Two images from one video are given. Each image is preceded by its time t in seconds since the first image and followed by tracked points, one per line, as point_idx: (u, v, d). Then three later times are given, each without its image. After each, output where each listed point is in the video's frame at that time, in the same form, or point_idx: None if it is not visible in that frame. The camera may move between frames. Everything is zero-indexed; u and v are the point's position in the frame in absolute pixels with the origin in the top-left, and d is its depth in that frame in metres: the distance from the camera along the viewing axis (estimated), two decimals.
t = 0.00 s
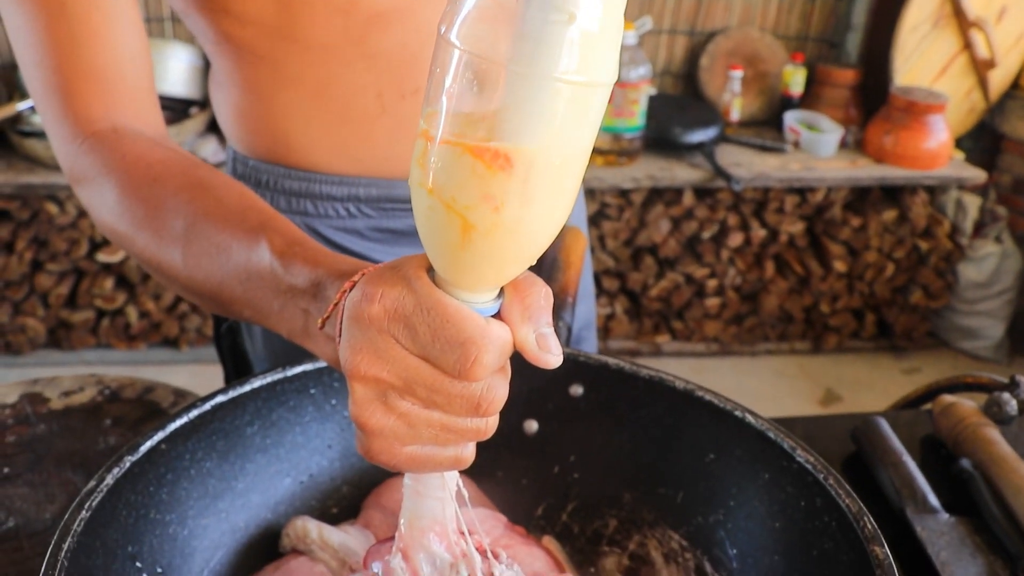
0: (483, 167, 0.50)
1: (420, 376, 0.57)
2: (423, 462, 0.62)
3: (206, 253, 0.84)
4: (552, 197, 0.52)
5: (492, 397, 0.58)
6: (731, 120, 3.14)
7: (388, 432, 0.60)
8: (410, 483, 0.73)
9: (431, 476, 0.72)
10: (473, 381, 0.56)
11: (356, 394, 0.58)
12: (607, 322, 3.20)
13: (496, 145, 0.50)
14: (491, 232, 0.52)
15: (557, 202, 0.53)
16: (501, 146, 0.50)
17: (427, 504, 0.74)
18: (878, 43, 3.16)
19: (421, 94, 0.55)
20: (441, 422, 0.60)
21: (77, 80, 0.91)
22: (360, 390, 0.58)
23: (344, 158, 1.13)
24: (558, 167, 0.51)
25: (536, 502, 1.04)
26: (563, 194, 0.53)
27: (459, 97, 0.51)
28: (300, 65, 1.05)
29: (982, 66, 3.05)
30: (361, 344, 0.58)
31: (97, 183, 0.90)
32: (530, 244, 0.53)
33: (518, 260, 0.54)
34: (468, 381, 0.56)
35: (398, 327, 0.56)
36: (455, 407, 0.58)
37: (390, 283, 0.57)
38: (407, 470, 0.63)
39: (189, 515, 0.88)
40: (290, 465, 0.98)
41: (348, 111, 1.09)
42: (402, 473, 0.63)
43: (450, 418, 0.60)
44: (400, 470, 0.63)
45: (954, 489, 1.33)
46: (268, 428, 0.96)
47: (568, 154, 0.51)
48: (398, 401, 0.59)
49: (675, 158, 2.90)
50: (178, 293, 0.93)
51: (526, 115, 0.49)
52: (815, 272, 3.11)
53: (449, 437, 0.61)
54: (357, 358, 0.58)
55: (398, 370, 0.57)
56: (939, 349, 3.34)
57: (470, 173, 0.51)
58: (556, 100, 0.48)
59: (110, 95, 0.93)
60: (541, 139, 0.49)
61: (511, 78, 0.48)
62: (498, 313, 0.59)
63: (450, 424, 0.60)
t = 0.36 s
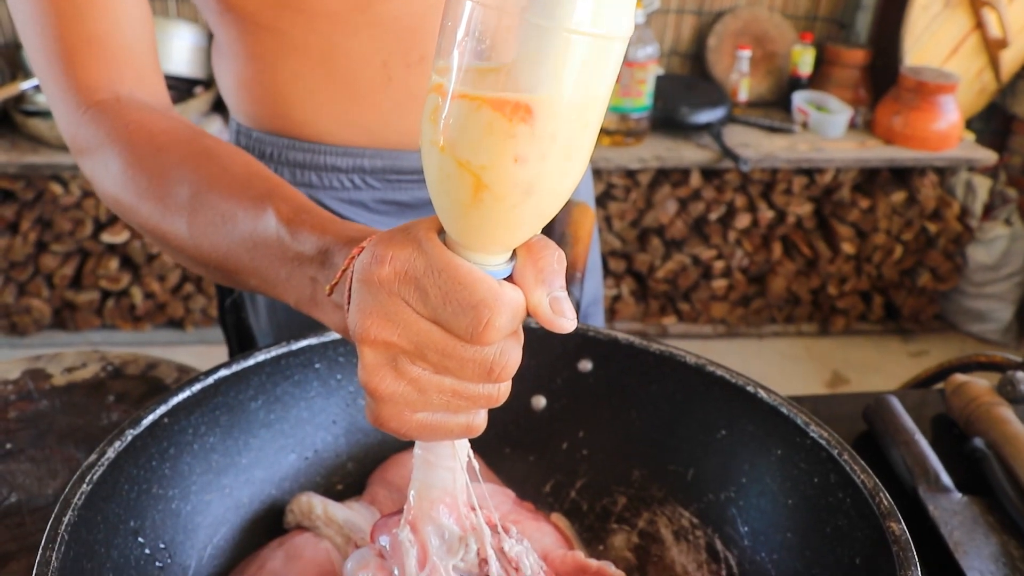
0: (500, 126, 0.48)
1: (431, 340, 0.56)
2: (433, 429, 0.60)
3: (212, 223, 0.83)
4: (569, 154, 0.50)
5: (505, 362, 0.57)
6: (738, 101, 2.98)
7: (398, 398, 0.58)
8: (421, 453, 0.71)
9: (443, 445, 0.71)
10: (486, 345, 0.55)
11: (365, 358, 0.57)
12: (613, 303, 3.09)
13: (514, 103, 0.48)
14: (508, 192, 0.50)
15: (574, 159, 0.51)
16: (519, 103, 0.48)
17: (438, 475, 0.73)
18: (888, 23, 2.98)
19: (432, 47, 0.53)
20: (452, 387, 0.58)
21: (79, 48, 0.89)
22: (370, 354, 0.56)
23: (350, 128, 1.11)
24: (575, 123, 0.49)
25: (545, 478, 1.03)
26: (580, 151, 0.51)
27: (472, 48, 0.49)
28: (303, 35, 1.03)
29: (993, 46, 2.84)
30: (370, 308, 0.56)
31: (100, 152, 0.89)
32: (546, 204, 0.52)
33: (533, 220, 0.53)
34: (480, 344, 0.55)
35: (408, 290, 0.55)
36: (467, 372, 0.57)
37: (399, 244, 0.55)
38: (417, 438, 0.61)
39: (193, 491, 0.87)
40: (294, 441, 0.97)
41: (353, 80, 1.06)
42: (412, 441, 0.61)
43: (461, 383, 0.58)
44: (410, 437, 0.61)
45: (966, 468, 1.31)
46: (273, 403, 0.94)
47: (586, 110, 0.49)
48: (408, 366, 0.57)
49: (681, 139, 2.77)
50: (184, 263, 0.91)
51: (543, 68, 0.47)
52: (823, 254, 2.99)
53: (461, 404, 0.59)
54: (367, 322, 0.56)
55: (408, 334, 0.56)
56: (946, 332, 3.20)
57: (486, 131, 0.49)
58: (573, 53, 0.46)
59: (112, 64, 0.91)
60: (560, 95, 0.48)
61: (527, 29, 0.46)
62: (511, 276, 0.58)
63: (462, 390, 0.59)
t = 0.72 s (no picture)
0: (520, 88, 0.47)
1: (442, 313, 0.55)
2: (443, 405, 0.59)
3: (218, 199, 0.82)
4: (587, 116, 0.49)
5: (517, 335, 0.56)
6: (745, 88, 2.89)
7: (408, 372, 0.58)
8: (431, 429, 0.72)
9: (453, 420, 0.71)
10: (497, 318, 0.54)
11: (375, 332, 0.56)
12: (620, 290, 3.06)
13: (533, 64, 0.47)
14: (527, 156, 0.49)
15: (591, 122, 0.50)
16: (538, 64, 0.47)
17: (447, 452, 0.73)
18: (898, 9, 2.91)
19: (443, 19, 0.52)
20: (463, 362, 0.58)
21: (84, 25, 0.88)
22: (380, 327, 0.56)
23: (356, 108, 1.10)
24: (593, 84, 0.48)
25: (552, 462, 1.02)
26: (597, 112, 0.50)
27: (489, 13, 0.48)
28: (310, 13, 1.02)
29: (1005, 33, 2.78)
30: (380, 280, 0.55)
31: (107, 130, 0.88)
32: (564, 170, 0.51)
33: (551, 186, 0.51)
34: (492, 317, 0.54)
35: (419, 261, 0.55)
36: (478, 346, 0.56)
37: (411, 216, 0.55)
38: (426, 414, 0.60)
39: (197, 472, 0.86)
40: (300, 423, 0.96)
41: (359, 59, 1.05)
42: (422, 417, 0.60)
43: (472, 358, 0.57)
44: (419, 414, 0.60)
45: (977, 454, 1.30)
46: (279, 384, 0.93)
47: (603, 68, 0.48)
48: (419, 339, 0.57)
49: (688, 126, 2.71)
50: (192, 243, 0.90)
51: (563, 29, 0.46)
52: (831, 242, 2.93)
53: (471, 378, 0.58)
54: (377, 295, 0.55)
55: (419, 306, 0.55)
56: (955, 321, 3.16)
57: (503, 94, 0.47)
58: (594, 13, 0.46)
59: (118, 41, 0.90)
60: (578, 55, 0.47)
61: None
62: (523, 249, 0.57)
63: (473, 364, 0.58)
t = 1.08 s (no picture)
0: (532, 54, 0.47)
1: (452, 290, 0.55)
2: (454, 383, 0.59)
3: (227, 180, 0.81)
4: (597, 82, 0.49)
5: (527, 312, 0.56)
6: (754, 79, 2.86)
7: (418, 350, 0.57)
8: (442, 410, 0.72)
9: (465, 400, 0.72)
10: (507, 294, 0.54)
11: (384, 310, 0.56)
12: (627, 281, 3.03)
13: (542, 30, 0.46)
14: (538, 125, 0.49)
15: (603, 87, 0.49)
16: (547, 26, 0.46)
17: (458, 432, 0.73)
18: None
19: None
20: (474, 340, 0.57)
21: (92, 9, 0.88)
22: (389, 304, 0.56)
23: (365, 92, 1.10)
24: (602, 48, 0.48)
25: (562, 447, 1.02)
26: (609, 77, 0.49)
27: None
28: None
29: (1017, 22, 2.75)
30: (389, 257, 0.55)
31: (115, 114, 0.88)
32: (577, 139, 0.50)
33: (565, 155, 0.51)
34: (502, 293, 0.54)
35: (428, 238, 0.54)
36: (488, 324, 0.56)
37: (419, 192, 0.55)
38: (437, 393, 0.60)
39: (207, 455, 0.86)
40: (309, 407, 0.96)
41: (368, 43, 1.04)
42: (432, 396, 0.60)
43: (482, 335, 0.57)
44: (430, 394, 0.60)
45: (988, 440, 1.29)
46: (288, 367, 0.93)
47: (612, 31, 0.48)
48: (429, 317, 0.56)
49: (697, 116, 2.67)
50: (201, 226, 0.90)
51: None
52: (839, 233, 2.90)
53: (481, 356, 0.58)
54: (386, 272, 0.55)
55: (429, 283, 0.55)
56: (963, 313, 3.12)
57: (514, 63, 0.47)
58: None
59: (126, 25, 0.89)
60: (588, 23, 0.46)
61: None
62: (532, 226, 0.56)
63: (483, 342, 0.57)
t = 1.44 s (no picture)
0: (563, 9, 0.46)
1: (472, 250, 0.55)
2: (472, 346, 0.59)
3: (246, 153, 0.82)
4: (627, 40, 0.48)
5: (547, 274, 0.56)
6: (764, 64, 2.83)
7: (437, 313, 0.57)
8: (459, 375, 0.73)
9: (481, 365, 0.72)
10: (527, 255, 0.54)
11: (404, 270, 0.56)
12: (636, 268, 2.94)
13: None
14: (566, 79, 0.48)
15: (630, 48, 0.49)
16: None
17: (475, 397, 0.74)
18: None
19: None
20: (493, 302, 0.57)
21: None
22: (410, 265, 0.56)
23: (378, 67, 1.10)
24: (631, 5, 0.47)
25: (572, 420, 1.02)
26: (636, 38, 0.49)
27: None
28: None
29: None
30: (410, 217, 0.55)
31: (131, 89, 0.88)
32: (602, 98, 0.50)
33: (589, 113, 0.50)
34: (523, 253, 0.54)
35: (449, 197, 0.55)
36: (508, 285, 0.56)
37: (442, 152, 0.55)
38: (454, 356, 0.60)
39: (221, 425, 0.87)
40: (322, 379, 0.96)
41: (381, 19, 1.04)
42: (449, 360, 0.60)
43: (502, 298, 0.57)
44: (448, 357, 0.60)
45: (998, 418, 1.29)
46: (301, 340, 0.93)
47: None
48: (449, 278, 0.57)
49: (706, 101, 2.58)
50: (216, 200, 0.91)
51: None
52: (849, 220, 2.78)
53: (501, 320, 0.58)
54: (407, 232, 0.55)
55: (449, 243, 0.55)
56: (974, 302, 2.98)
57: (546, 21, 0.46)
58: None
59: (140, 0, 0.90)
60: None
61: None
62: (552, 188, 0.56)
63: (502, 305, 0.58)
